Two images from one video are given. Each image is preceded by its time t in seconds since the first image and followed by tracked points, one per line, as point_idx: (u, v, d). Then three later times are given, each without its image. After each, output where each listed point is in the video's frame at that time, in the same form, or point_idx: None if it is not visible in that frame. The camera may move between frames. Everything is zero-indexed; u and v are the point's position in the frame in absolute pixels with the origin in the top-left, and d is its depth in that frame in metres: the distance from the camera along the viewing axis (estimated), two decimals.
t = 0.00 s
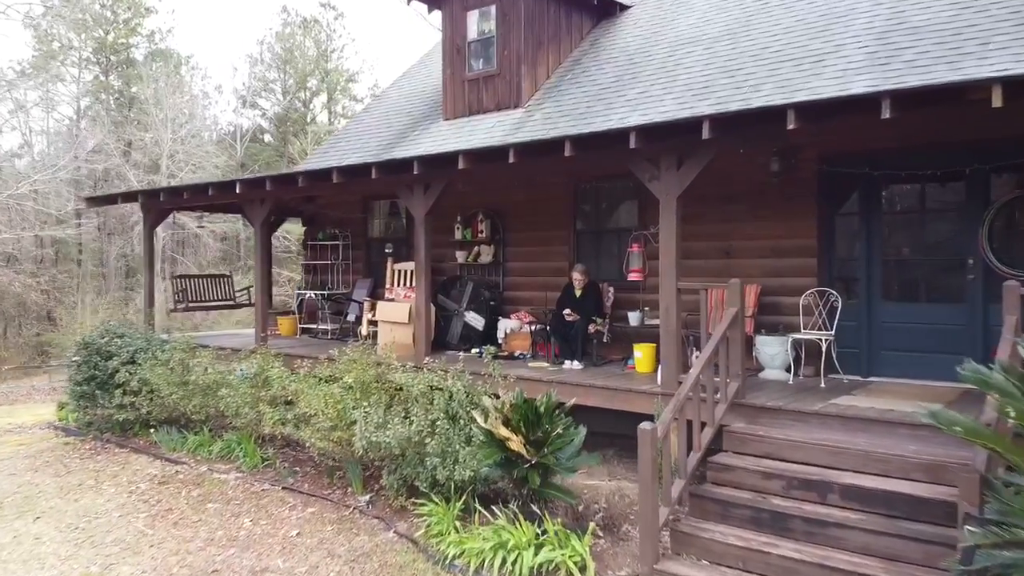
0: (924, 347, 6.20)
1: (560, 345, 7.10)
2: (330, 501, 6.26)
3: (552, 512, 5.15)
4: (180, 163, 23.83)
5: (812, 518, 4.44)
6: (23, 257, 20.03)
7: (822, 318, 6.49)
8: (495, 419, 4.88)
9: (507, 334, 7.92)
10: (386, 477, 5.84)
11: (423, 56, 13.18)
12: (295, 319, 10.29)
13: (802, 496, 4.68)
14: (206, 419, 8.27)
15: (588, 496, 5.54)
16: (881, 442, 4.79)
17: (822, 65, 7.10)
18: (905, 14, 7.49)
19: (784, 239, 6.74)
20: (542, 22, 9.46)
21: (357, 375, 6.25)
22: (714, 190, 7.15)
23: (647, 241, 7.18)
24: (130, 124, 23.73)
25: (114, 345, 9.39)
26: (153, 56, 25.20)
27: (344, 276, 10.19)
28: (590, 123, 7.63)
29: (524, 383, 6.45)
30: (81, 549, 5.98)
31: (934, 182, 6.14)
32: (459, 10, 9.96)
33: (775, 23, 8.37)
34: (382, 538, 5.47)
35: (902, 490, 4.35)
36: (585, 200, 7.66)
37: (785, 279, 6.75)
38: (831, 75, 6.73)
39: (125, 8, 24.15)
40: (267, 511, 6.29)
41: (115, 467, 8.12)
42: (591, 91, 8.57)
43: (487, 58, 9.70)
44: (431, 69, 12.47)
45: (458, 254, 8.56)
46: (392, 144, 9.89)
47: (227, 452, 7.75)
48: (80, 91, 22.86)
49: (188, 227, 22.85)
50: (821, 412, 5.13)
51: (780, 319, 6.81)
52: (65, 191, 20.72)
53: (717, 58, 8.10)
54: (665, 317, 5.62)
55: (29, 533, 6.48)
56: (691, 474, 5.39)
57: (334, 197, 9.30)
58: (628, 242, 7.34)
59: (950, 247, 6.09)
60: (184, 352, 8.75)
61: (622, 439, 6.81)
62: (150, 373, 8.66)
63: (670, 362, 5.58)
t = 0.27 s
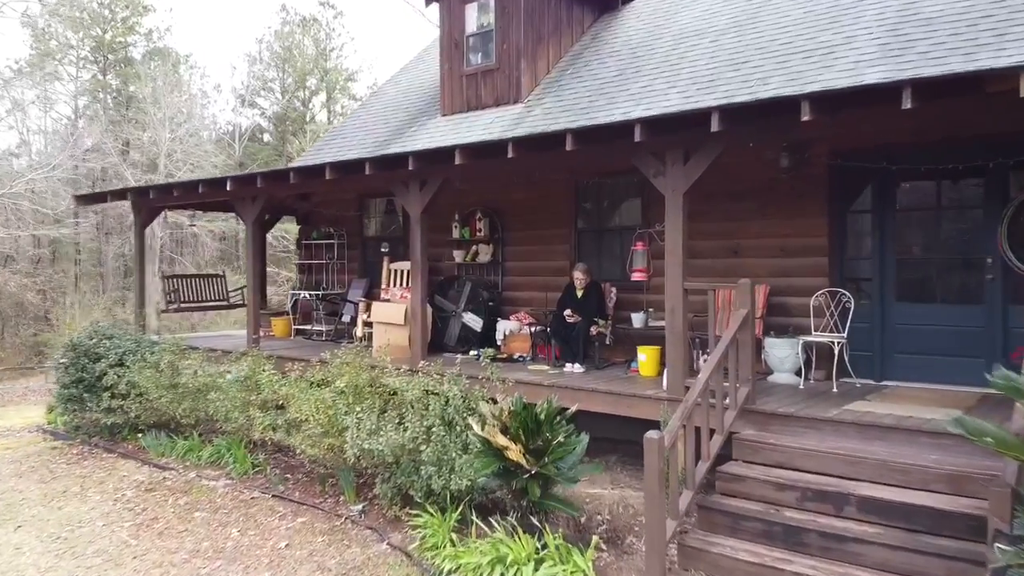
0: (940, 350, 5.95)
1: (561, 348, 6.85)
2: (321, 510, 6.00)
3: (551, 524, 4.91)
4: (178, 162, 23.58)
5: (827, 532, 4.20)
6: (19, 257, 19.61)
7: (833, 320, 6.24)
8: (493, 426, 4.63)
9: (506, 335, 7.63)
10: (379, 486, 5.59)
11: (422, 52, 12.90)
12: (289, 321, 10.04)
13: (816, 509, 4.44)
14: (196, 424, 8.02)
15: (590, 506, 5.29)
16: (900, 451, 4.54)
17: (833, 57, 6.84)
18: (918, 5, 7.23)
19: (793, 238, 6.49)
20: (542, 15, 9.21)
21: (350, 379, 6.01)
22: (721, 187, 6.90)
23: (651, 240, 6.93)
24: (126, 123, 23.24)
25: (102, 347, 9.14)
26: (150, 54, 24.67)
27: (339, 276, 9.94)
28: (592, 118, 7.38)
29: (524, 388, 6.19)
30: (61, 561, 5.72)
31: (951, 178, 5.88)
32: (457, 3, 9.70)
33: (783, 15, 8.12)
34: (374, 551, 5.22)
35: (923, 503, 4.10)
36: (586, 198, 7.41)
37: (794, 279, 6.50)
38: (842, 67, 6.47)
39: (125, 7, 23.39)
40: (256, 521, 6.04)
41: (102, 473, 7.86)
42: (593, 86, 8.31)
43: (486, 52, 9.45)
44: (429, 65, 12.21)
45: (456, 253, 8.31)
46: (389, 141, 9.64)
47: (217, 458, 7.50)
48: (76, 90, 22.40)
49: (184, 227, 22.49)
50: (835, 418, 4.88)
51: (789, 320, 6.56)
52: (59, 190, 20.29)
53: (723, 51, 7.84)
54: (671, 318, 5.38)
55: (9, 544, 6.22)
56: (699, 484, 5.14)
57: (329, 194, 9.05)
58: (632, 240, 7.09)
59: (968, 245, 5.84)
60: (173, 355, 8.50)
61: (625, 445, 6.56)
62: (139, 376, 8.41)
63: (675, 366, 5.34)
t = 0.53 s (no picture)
0: (958, 353, 5.70)
1: (562, 350, 6.60)
2: (312, 520, 5.75)
3: (552, 538, 4.66)
4: (177, 162, 22.87)
5: (846, 548, 3.95)
6: (15, 257, 19.08)
7: (846, 322, 5.98)
8: (492, 435, 4.36)
9: (505, 337, 7.38)
10: (372, 496, 5.33)
11: (419, 47, 12.64)
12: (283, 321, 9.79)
13: (833, 523, 4.19)
14: (184, 428, 7.76)
15: (593, 518, 5.03)
16: (922, 461, 4.29)
17: (845, 48, 6.58)
18: None
19: (804, 236, 6.23)
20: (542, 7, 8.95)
21: (341, 383, 5.75)
22: (729, 184, 6.64)
23: (656, 238, 6.68)
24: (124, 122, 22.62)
25: (90, 349, 8.89)
26: (149, 52, 23.93)
27: (334, 275, 9.68)
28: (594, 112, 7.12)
29: (523, 393, 5.93)
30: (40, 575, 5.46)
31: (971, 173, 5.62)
32: None
33: (791, 7, 7.86)
34: (366, 565, 4.96)
35: (949, 518, 3.86)
36: (589, 195, 7.15)
37: (805, 279, 6.25)
38: (855, 58, 6.22)
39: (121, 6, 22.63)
40: (244, 532, 5.78)
41: (87, 480, 7.60)
42: (595, 79, 8.06)
43: (485, 45, 9.20)
44: (426, 59, 11.95)
45: (454, 252, 8.06)
46: (385, 137, 9.38)
47: (205, 464, 7.25)
48: (73, 89, 21.81)
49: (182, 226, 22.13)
50: (852, 426, 4.63)
51: (799, 322, 6.30)
52: (55, 189, 19.83)
53: (729, 43, 7.59)
54: (678, 320, 5.11)
55: None
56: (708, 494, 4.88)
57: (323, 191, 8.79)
58: (636, 239, 6.84)
59: (988, 243, 5.59)
60: (162, 357, 8.24)
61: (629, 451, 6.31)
62: (126, 379, 8.15)
63: (683, 370, 5.08)
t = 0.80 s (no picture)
0: (979, 358, 5.43)
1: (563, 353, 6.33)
2: (301, 532, 5.48)
3: (553, 553, 4.40)
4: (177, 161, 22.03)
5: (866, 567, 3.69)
6: (13, 257, 18.59)
7: (860, 324, 5.71)
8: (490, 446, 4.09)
9: (503, 339, 7.15)
10: (364, 507, 5.06)
11: (417, 43, 12.37)
12: (276, 322, 9.53)
13: (851, 539, 3.93)
14: (172, 434, 7.49)
15: (595, 530, 4.77)
16: (946, 473, 4.03)
17: (857, 38, 6.32)
18: None
19: (816, 234, 5.97)
20: None
21: (332, 389, 5.48)
22: (737, 180, 6.37)
23: (662, 236, 6.40)
24: (122, 122, 21.79)
25: (76, 351, 8.63)
26: (146, 51, 22.43)
27: (328, 275, 9.40)
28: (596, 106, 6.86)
29: (523, 398, 5.65)
30: None
31: (993, 168, 5.36)
32: None
33: None
34: None
35: (978, 536, 3.60)
36: (591, 192, 6.89)
37: (815, 278, 5.99)
38: (869, 48, 5.96)
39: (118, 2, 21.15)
40: (230, 544, 5.51)
41: (71, 487, 7.33)
42: (597, 73, 7.79)
43: (484, 39, 8.93)
44: (425, 55, 11.68)
45: (451, 251, 7.80)
46: (381, 133, 9.11)
47: (193, 471, 6.98)
48: (70, 88, 21.06)
49: (180, 226, 21.70)
50: (870, 435, 4.37)
51: (810, 324, 6.04)
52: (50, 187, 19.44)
53: (736, 34, 7.33)
54: (685, 322, 4.84)
55: None
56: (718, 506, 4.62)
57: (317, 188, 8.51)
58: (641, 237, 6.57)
59: (1011, 242, 5.33)
60: (150, 360, 7.97)
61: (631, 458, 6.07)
62: (113, 383, 7.89)
63: (691, 375, 4.81)
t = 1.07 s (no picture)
0: (1001, 362, 5.17)
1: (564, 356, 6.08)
2: (290, 545, 5.21)
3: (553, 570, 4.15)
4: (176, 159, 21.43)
5: None
6: (8, 257, 17.59)
7: (876, 326, 5.44)
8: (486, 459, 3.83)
9: (502, 342, 6.86)
10: (354, 520, 4.80)
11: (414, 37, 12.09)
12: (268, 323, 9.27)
13: (873, 558, 3.67)
14: (159, 440, 7.22)
15: (598, 545, 4.51)
16: (974, 487, 3.77)
17: (870, 28, 6.05)
18: None
19: (829, 232, 5.69)
20: None
21: (320, 394, 5.22)
22: (746, 176, 6.11)
23: (667, 233, 6.15)
24: (119, 121, 21.22)
25: (62, 354, 8.38)
26: (144, 50, 21.92)
27: (321, 275, 9.13)
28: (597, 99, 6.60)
29: (522, 404, 5.37)
30: None
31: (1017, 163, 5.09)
32: None
33: None
34: None
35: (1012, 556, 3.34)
36: (593, 189, 6.62)
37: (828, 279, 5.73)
38: (883, 38, 5.69)
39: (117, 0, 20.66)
40: (214, 557, 5.25)
41: (54, 495, 7.06)
42: (598, 66, 7.53)
43: (482, 31, 8.66)
44: (422, 49, 11.41)
45: (448, 250, 7.53)
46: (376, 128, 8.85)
47: (179, 479, 6.73)
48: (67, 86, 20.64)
49: (177, 227, 21.20)
50: (891, 445, 4.11)
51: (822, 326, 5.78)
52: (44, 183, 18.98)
53: (743, 25, 7.06)
54: (693, 324, 4.58)
55: None
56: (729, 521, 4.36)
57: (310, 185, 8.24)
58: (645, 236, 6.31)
59: None
60: (137, 363, 7.71)
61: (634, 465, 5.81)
62: (98, 386, 7.63)
63: (700, 382, 4.54)
